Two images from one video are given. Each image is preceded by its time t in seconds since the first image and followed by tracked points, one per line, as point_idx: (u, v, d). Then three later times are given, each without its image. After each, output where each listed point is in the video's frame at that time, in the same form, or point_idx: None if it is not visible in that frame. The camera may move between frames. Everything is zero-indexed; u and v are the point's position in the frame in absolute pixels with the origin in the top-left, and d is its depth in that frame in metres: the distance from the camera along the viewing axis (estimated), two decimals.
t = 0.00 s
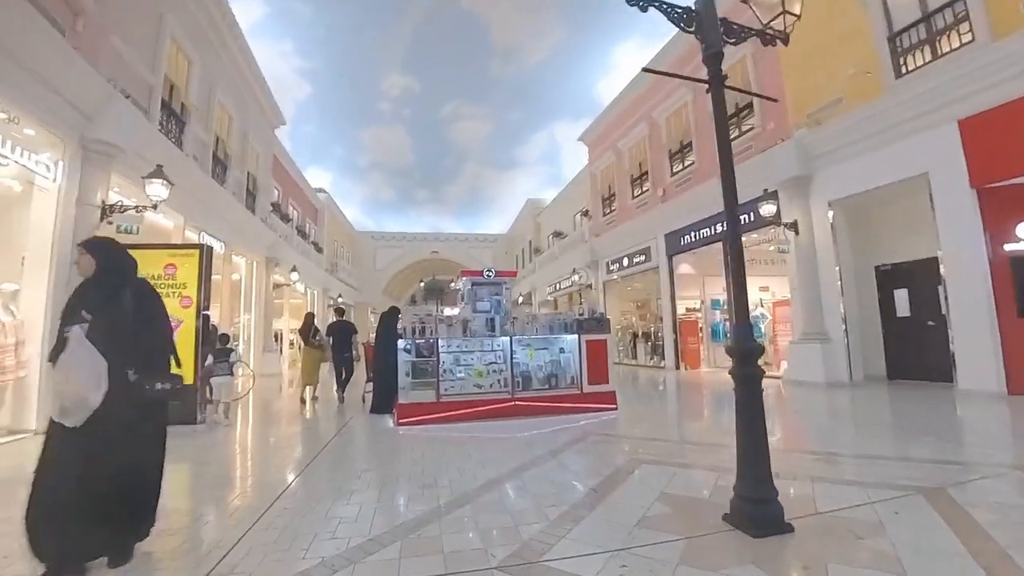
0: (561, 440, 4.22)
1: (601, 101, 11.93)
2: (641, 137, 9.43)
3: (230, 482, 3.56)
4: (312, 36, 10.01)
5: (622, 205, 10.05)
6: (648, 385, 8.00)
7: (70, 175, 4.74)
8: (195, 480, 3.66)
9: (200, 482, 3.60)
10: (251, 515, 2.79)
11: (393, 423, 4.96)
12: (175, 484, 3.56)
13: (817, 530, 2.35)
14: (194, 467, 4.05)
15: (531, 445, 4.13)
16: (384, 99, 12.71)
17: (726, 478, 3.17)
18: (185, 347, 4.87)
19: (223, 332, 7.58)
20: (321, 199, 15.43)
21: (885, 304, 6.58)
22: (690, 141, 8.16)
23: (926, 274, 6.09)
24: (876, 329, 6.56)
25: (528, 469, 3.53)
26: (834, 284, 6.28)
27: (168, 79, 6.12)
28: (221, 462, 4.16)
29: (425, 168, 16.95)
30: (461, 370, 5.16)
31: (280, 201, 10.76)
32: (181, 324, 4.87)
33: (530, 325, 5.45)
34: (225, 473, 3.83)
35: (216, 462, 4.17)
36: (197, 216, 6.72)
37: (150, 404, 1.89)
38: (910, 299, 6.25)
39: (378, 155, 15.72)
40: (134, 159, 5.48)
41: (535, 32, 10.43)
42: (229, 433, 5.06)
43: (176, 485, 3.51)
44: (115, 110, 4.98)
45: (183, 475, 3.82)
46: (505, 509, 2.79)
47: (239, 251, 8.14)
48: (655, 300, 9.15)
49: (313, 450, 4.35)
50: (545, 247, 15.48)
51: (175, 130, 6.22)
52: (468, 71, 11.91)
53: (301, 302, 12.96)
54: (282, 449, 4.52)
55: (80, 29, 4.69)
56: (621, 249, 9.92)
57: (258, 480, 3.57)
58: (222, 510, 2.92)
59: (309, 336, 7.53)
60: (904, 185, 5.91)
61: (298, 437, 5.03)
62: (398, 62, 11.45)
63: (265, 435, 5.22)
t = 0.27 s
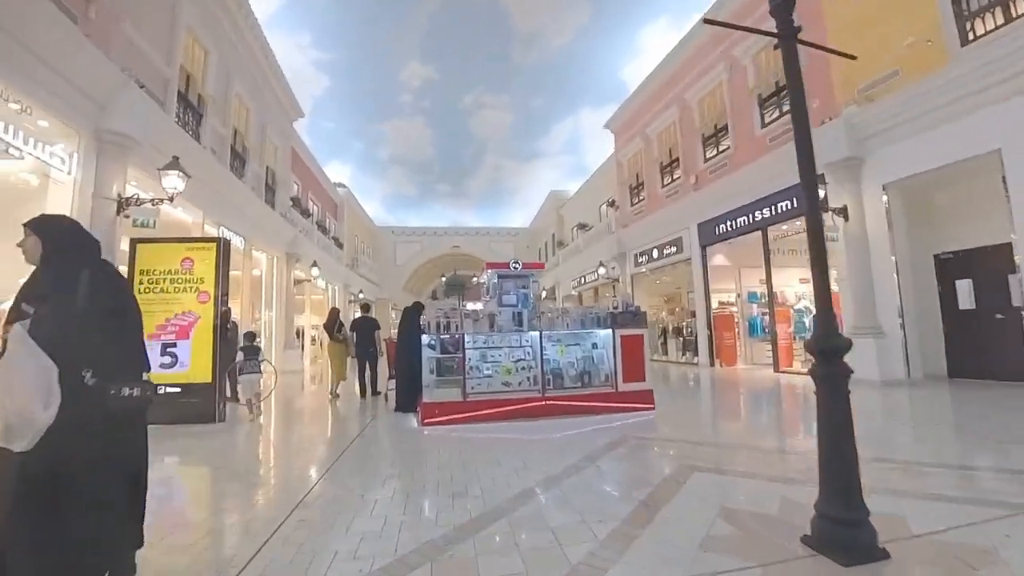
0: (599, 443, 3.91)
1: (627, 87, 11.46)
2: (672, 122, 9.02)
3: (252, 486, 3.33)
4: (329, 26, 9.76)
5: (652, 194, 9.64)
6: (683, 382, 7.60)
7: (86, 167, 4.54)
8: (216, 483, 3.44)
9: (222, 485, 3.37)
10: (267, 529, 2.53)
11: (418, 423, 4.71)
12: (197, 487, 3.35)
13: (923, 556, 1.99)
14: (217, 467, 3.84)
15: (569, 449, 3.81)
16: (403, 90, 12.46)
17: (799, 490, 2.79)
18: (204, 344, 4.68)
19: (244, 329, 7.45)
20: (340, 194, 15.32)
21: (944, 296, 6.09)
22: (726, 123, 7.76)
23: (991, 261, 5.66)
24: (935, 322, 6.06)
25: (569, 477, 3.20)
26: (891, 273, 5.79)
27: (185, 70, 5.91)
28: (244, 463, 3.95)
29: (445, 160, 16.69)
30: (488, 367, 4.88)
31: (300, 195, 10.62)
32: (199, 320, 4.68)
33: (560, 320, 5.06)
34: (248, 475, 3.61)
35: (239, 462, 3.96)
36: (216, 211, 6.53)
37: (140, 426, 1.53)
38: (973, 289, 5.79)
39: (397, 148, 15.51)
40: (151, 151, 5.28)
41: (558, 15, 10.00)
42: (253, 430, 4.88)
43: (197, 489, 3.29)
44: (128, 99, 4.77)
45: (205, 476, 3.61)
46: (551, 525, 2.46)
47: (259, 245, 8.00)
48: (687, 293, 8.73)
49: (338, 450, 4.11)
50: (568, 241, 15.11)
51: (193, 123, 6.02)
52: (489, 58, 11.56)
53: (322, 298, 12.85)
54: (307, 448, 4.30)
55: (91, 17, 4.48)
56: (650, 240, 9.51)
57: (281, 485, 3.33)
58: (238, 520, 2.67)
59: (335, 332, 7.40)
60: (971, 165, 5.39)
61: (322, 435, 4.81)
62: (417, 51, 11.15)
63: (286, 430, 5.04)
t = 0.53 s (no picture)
0: (636, 448, 3.62)
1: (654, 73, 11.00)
2: (704, 106, 8.56)
3: (270, 493, 3.11)
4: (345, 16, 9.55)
5: (682, 182, 9.22)
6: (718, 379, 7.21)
7: (101, 161, 4.40)
8: (234, 488, 3.24)
9: (241, 491, 3.17)
10: (281, 545, 2.31)
11: (440, 423, 4.48)
12: (217, 492, 3.17)
13: None
14: (236, 469, 3.66)
15: (604, 454, 3.51)
16: (421, 80, 12.21)
17: (878, 509, 2.44)
18: (222, 342, 4.53)
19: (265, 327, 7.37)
20: (359, 187, 15.22)
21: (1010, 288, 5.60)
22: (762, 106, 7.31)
23: None
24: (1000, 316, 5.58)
25: (609, 486, 2.90)
26: (953, 261, 5.31)
27: (202, 66, 5.71)
28: (264, 465, 3.76)
29: (464, 152, 16.43)
30: (514, 365, 4.63)
31: (319, 190, 10.50)
32: (216, 317, 4.54)
33: (589, 316, 4.85)
34: (268, 479, 3.41)
35: (259, 464, 3.78)
36: (233, 206, 6.38)
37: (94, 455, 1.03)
38: None
39: (416, 140, 15.32)
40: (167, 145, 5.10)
41: None
42: (274, 428, 4.73)
43: (215, 495, 3.10)
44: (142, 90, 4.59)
45: (226, 479, 3.43)
46: (597, 545, 2.16)
47: (278, 240, 7.89)
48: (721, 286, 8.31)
49: (359, 453, 3.88)
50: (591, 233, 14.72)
51: (210, 117, 5.86)
52: (508, 45, 11.22)
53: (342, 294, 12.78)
54: (329, 448, 4.10)
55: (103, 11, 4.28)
56: (680, 231, 9.10)
57: (301, 492, 3.11)
58: (247, 536, 2.41)
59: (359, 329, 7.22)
60: None
61: (343, 433, 4.62)
62: (434, 40, 10.87)
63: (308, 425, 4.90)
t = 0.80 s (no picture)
0: (675, 451, 3.30)
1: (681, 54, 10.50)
2: (737, 87, 8.08)
3: (280, 494, 2.91)
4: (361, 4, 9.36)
5: (713, 169, 8.78)
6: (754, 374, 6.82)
7: (113, 153, 4.24)
8: (247, 489, 3.06)
9: (254, 493, 2.99)
10: (285, 557, 2.08)
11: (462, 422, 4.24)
12: (227, 494, 2.98)
13: None
14: (251, 468, 3.49)
15: (639, 458, 3.20)
16: (440, 68, 11.97)
17: (970, 528, 2.07)
18: (236, 337, 4.38)
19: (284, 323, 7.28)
20: (379, 181, 15.12)
21: None
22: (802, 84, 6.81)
23: None
24: None
25: (647, 495, 2.59)
26: None
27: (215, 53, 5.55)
28: (277, 463, 3.58)
29: (484, 142, 16.17)
30: (540, 361, 4.35)
31: (339, 183, 10.39)
32: (231, 311, 4.39)
33: (621, 307, 4.50)
34: (280, 479, 3.22)
35: (273, 462, 3.60)
36: (250, 198, 6.26)
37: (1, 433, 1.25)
38: None
39: (436, 131, 15.11)
40: (179, 135, 4.97)
41: None
42: (292, 423, 4.58)
43: (225, 498, 2.91)
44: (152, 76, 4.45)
45: (238, 480, 3.25)
46: (639, 568, 1.85)
47: (297, 234, 7.77)
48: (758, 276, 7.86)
49: (377, 451, 3.67)
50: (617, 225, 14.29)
51: (224, 107, 5.71)
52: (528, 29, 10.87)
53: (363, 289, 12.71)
54: (346, 446, 3.90)
55: None
56: (711, 219, 8.65)
57: (314, 493, 2.90)
58: (243, 548, 2.16)
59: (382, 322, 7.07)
60: None
61: (362, 429, 4.43)
62: (452, 26, 10.60)
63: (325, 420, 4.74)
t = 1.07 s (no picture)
0: (721, 466, 2.98)
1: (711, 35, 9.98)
2: (775, 67, 7.55)
3: (292, 506, 2.71)
4: None
5: (748, 155, 8.30)
6: (795, 374, 6.39)
7: (123, 148, 4.11)
8: (259, 498, 2.86)
9: (264, 503, 2.79)
10: None
11: (485, 426, 3.99)
12: (240, 503, 2.79)
13: None
14: (267, 473, 3.31)
15: (681, 474, 2.88)
16: (460, 56, 11.71)
17: None
18: (250, 336, 4.23)
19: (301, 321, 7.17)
20: (399, 175, 14.98)
21: None
22: (847, 61, 6.28)
23: None
24: None
25: (696, 520, 2.27)
26: None
27: (228, 44, 5.35)
28: (292, 467, 3.40)
29: (505, 134, 15.87)
30: (566, 362, 4.06)
31: (357, 177, 10.24)
32: (244, 310, 4.24)
33: (654, 305, 4.18)
34: (293, 486, 3.01)
35: (288, 466, 3.42)
36: (268, 194, 6.11)
37: None
38: None
39: (456, 123, 14.88)
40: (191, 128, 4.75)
41: None
42: (309, 425, 4.41)
43: (238, 508, 2.72)
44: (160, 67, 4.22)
45: (253, 486, 3.07)
46: None
47: (315, 229, 7.63)
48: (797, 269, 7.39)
49: (396, 457, 3.44)
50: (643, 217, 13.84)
51: (240, 100, 5.55)
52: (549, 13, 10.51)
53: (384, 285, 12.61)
54: (365, 450, 3.69)
55: None
56: (747, 208, 8.18)
57: (326, 505, 2.68)
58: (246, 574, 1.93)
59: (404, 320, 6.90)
60: None
61: (381, 431, 4.23)
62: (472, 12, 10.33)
63: (344, 422, 4.56)
